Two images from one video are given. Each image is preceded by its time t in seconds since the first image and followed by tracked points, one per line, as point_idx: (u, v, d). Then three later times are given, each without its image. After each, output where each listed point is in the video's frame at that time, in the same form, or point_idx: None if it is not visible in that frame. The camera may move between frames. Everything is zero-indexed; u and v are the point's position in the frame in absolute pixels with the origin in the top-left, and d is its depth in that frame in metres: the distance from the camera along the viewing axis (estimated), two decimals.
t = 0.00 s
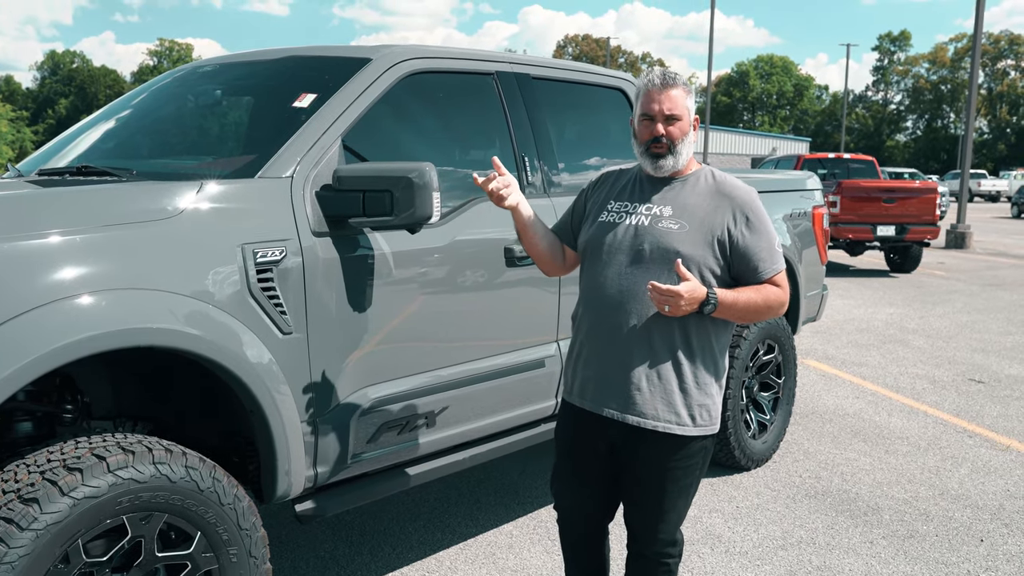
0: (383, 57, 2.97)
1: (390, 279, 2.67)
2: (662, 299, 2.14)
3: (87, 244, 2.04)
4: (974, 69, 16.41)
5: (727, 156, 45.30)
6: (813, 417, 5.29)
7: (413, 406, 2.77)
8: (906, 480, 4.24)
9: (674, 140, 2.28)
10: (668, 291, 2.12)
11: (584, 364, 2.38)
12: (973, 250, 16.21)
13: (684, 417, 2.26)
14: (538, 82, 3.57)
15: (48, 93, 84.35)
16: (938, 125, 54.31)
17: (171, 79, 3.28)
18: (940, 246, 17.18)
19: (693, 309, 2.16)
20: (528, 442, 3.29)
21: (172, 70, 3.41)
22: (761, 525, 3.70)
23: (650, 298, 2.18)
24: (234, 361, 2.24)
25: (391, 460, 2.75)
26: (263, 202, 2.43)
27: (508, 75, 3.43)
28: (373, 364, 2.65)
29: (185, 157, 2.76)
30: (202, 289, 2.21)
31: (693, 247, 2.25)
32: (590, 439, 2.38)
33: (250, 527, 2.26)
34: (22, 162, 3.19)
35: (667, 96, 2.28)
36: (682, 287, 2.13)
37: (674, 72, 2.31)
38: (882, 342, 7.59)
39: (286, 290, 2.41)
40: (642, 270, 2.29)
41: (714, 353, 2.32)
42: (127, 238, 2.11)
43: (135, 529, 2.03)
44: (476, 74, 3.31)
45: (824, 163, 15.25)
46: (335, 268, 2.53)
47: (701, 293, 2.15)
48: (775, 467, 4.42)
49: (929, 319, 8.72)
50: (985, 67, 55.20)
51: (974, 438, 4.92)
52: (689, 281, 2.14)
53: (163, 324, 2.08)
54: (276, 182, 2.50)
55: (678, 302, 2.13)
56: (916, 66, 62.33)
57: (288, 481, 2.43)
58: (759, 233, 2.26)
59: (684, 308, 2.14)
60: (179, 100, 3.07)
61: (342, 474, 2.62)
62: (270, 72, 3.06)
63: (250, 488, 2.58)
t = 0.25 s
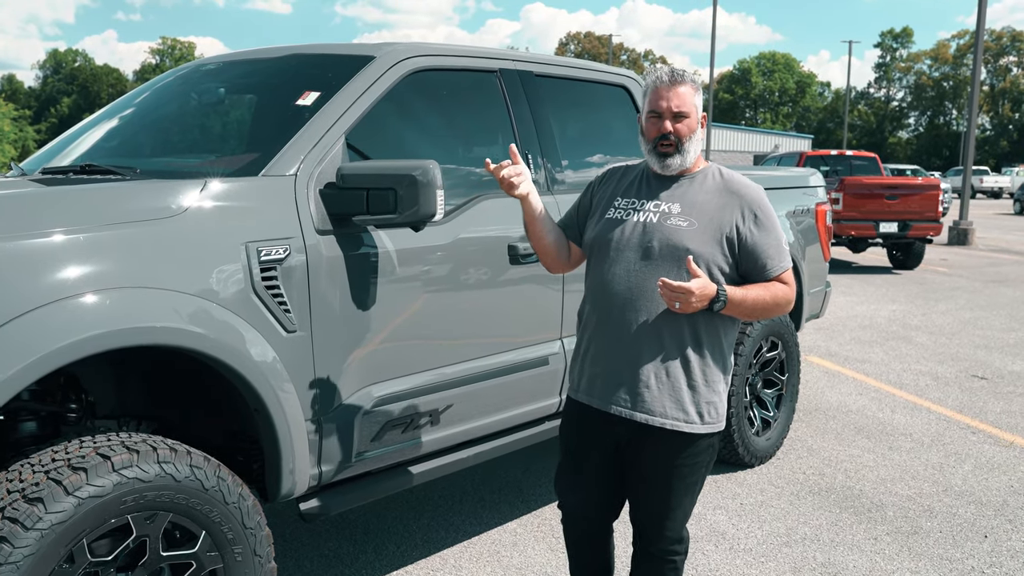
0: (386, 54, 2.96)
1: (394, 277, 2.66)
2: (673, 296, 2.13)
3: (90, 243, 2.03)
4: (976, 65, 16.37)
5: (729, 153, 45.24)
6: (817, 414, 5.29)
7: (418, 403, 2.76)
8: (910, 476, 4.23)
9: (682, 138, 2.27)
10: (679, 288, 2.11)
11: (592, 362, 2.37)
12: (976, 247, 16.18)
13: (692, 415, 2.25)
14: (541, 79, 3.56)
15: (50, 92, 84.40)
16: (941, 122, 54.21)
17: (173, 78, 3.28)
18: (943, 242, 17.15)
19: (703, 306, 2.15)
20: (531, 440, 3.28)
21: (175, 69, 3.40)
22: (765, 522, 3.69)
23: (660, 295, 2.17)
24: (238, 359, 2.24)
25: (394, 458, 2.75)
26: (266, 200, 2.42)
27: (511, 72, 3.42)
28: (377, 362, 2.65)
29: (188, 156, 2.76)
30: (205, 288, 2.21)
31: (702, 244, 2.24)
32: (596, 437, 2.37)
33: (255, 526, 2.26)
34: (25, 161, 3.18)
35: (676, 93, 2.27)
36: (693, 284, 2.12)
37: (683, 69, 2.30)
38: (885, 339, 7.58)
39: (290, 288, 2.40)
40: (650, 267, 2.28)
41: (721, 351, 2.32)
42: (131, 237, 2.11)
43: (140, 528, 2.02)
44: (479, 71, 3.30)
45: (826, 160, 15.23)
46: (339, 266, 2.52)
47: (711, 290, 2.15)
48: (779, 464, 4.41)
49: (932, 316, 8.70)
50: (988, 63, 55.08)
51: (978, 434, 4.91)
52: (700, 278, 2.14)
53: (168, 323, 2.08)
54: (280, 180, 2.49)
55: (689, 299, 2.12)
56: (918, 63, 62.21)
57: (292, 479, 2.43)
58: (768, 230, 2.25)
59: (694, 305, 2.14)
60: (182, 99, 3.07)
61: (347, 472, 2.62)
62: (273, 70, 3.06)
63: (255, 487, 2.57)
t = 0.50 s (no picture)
0: (387, 53, 2.97)
1: (396, 275, 2.67)
2: (678, 295, 2.14)
3: (93, 241, 2.04)
4: (977, 63, 16.37)
5: (730, 152, 45.23)
6: (818, 412, 5.29)
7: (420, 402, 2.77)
8: (911, 474, 4.23)
9: (686, 136, 2.27)
10: (684, 286, 2.12)
11: (597, 360, 2.37)
12: (976, 245, 16.18)
13: (698, 413, 2.26)
14: (542, 78, 3.56)
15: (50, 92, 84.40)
16: (941, 120, 54.19)
17: (175, 77, 3.28)
18: (944, 241, 17.15)
19: (708, 305, 2.16)
20: (533, 437, 3.29)
21: (176, 68, 3.41)
22: (767, 519, 3.70)
23: (665, 294, 2.18)
24: (241, 357, 2.24)
25: (396, 457, 2.76)
26: (269, 199, 2.43)
27: (512, 71, 3.42)
28: (379, 360, 2.65)
29: (190, 155, 2.76)
30: (208, 286, 2.21)
31: (707, 242, 2.25)
32: (599, 435, 2.37)
33: (258, 524, 2.26)
34: (27, 160, 3.19)
35: (681, 92, 2.28)
36: (698, 283, 2.13)
37: (687, 69, 2.31)
38: (886, 337, 7.58)
39: (292, 287, 2.41)
40: (655, 265, 2.28)
41: (726, 349, 2.32)
42: (133, 235, 2.11)
43: (143, 526, 2.03)
44: (480, 70, 3.30)
45: (827, 158, 15.23)
46: (341, 265, 2.53)
47: (716, 289, 2.15)
48: (781, 462, 4.42)
49: (933, 314, 8.70)
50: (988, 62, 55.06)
51: (980, 432, 4.91)
52: (705, 276, 2.14)
53: (170, 321, 2.09)
54: (282, 179, 2.50)
55: (693, 298, 2.13)
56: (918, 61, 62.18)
57: (295, 477, 2.44)
58: (772, 229, 2.26)
59: (699, 304, 2.14)
60: (184, 98, 3.07)
61: (350, 470, 2.63)
62: (274, 69, 3.06)
63: (258, 485, 2.58)
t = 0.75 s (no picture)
0: (390, 51, 2.96)
1: (400, 273, 2.66)
2: (683, 294, 2.13)
3: (97, 240, 2.03)
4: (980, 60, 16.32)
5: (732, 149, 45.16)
6: (822, 410, 5.28)
7: (424, 400, 2.76)
8: (916, 472, 4.22)
9: (692, 132, 2.26)
10: (690, 285, 2.11)
11: (602, 360, 2.36)
12: (979, 242, 16.15)
13: (703, 412, 2.25)
14: (545, 75, 3.55)
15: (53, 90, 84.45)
16: (945, 117, 54.07)
17: (178, 75, 3.28)
18: (947, 238, 17.11)
19: (714, 303, 2.15)
20: (537, 436, 3.28)
21: (179, 66, 3.40)
22: (772, 518, 3.69)
23: (671, 293, 2.17)
24: (244, 356, 2.24)
25: (400, 455, 2.75)
26: (273, 197, 2.42)
27: (516, 68, 3.41)
28: (384, 358, 2.65)
29: (193, 153, 2.76)
30: (212, 284, 2.21)
31: (712, 240, 2.24)
32: (604, 434, 2.37)
33: (263, 523, 2.26)
34: (30, 158, 3.19)
35: (686, 87, 2.27)
36: (704, 281, 2.12)
37: (692, 64, 2.30)
38: (889, 334, 7.56)
39: (296, 285, 2.40)
40: (660, 264, 2.27)
41: (732, 347, 2.32)
42: (136, 234, 2.11)
43: (148, 525, 2.03)
44: (483, 67, 3.29)
45: (830, 155, 15.20)
46: (345, 263, 2.52)
47: (722, 287, 2.14)
48: (785, 460, 4.41)
49: (937, 311, 8.68)
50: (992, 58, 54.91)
51: (984, 429, 4.90)
52: (710, 275, 2.13)
53: (174, 320, 2.08)
54: (286, 177, 2.49)
55: (699, 297, 2.12)
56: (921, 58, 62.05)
57: (299, 476, 2.43)
58: (777, 226, 2.25)
59: (705, 303, 2.13)
60: (187, 96, 3.06)
61: (354, 469, 2.62)
62: (277, 67, 3.06)
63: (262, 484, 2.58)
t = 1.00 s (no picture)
0: (394, 53, 2.96)
1: (404, 275, 2.66)
2: (686, 297, 2.13)
3: (101, 243, 2.03)
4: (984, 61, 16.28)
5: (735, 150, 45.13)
6: (826, 412, 5.27)
7: (428, 402, 2.76)
8: (921, 473, 4.21)
9: (693, 135, 2.26)
10: (693, 288, 2.10)
11: (606, 363, 2.36)
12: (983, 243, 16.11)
13: (708, 414, 2.25)
14: (549, 77, 3.55)
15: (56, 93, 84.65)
16: (948, 118, 53.98)
17: (183, 77, 3.28)
18: (951, 239, 17.08)
19: (717, 306, 2.15)
20: (541, 438, 3.27)
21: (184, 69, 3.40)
22: (776, 519, 3.68)
23: (674, 296, 2.17)
24: (249, 358, 2.24)
25: (403, 457, 2.75)
26: (277, 199, 2.42)
27: (519, 70, 3.41)
28: (388, 360, 2.65)
29: (197, 156, 2.76)
30: (216, 287, 2.21)
31: (714, 243, 2.23)
32: (609, 436, 2.36)
33: (267, 525, 2.26)
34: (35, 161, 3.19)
35: (687, 90, 2.26)
36: (706, 284, 2.11)
37: (693, 66, 2.29)
38: (893, 336, 7.55)
39: (301, 287, 2.40)
40: (663, 266, 2.27)
41: (736, 349, 2.31)
42: (141, 237, 2.11)
43: (153, 528, 2.03)
44: (487, 69, 3.29)
45: (833, 156, 15.18)
46: (349, 265, 2.52)
47: (724, 290, 2.14)
48: (789, 462, 4.40)
49: (941, 312, 8.66)
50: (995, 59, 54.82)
51: (989, 431, 4.88)
52: (713, 277, 2.13)
53: (179, 322, 2.08)
54: (290, 180, 2.49)
55: (702, 300, 2.12)
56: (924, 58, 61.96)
57: (304, 478, 2.43)
58: (780, 227, 2.24)
59: (708, 306, 2.13)
60: (191, 99, 3.07)
61: (358, 471, 2.62)
62: (282, 69, 3.06)
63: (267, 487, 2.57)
